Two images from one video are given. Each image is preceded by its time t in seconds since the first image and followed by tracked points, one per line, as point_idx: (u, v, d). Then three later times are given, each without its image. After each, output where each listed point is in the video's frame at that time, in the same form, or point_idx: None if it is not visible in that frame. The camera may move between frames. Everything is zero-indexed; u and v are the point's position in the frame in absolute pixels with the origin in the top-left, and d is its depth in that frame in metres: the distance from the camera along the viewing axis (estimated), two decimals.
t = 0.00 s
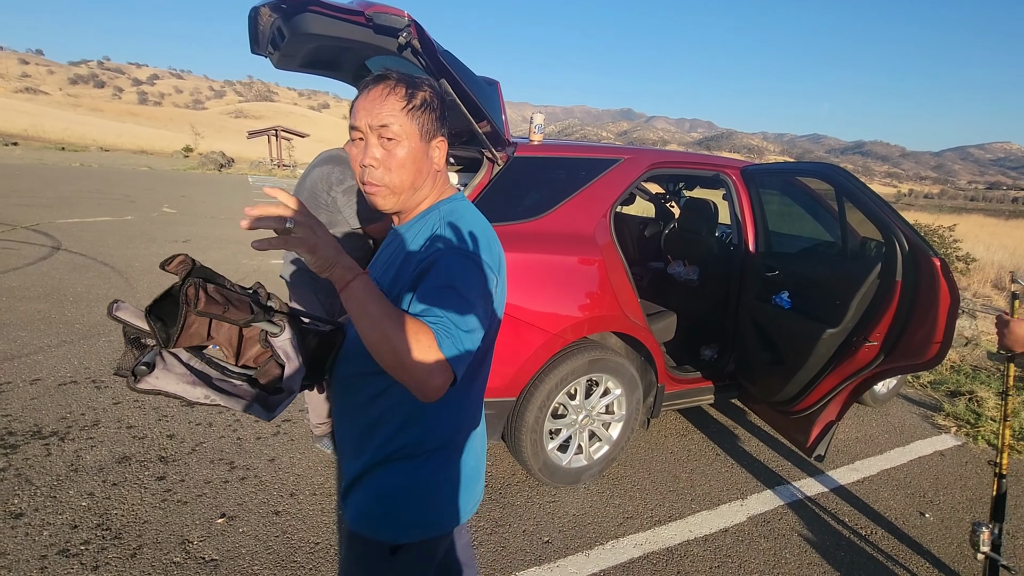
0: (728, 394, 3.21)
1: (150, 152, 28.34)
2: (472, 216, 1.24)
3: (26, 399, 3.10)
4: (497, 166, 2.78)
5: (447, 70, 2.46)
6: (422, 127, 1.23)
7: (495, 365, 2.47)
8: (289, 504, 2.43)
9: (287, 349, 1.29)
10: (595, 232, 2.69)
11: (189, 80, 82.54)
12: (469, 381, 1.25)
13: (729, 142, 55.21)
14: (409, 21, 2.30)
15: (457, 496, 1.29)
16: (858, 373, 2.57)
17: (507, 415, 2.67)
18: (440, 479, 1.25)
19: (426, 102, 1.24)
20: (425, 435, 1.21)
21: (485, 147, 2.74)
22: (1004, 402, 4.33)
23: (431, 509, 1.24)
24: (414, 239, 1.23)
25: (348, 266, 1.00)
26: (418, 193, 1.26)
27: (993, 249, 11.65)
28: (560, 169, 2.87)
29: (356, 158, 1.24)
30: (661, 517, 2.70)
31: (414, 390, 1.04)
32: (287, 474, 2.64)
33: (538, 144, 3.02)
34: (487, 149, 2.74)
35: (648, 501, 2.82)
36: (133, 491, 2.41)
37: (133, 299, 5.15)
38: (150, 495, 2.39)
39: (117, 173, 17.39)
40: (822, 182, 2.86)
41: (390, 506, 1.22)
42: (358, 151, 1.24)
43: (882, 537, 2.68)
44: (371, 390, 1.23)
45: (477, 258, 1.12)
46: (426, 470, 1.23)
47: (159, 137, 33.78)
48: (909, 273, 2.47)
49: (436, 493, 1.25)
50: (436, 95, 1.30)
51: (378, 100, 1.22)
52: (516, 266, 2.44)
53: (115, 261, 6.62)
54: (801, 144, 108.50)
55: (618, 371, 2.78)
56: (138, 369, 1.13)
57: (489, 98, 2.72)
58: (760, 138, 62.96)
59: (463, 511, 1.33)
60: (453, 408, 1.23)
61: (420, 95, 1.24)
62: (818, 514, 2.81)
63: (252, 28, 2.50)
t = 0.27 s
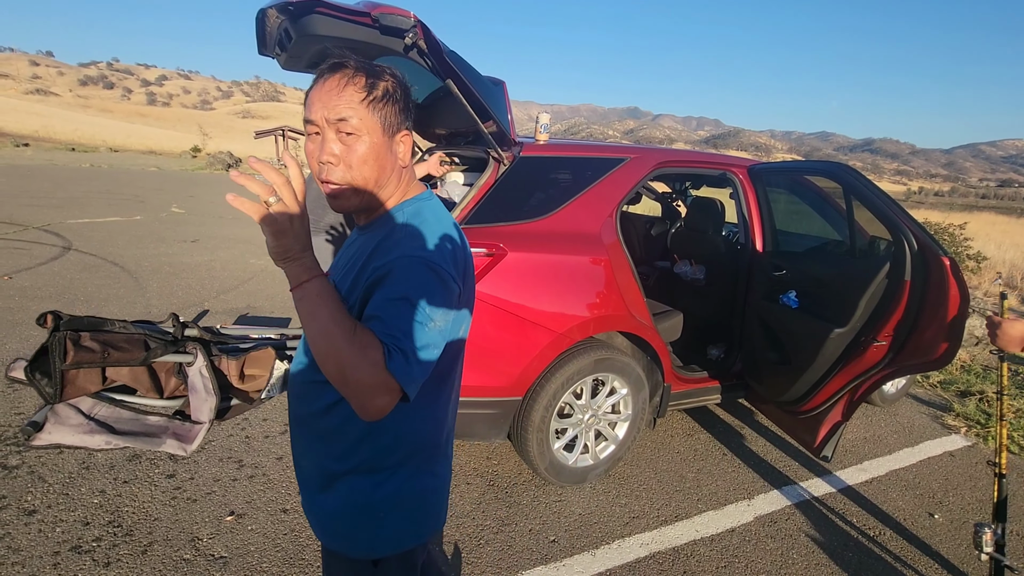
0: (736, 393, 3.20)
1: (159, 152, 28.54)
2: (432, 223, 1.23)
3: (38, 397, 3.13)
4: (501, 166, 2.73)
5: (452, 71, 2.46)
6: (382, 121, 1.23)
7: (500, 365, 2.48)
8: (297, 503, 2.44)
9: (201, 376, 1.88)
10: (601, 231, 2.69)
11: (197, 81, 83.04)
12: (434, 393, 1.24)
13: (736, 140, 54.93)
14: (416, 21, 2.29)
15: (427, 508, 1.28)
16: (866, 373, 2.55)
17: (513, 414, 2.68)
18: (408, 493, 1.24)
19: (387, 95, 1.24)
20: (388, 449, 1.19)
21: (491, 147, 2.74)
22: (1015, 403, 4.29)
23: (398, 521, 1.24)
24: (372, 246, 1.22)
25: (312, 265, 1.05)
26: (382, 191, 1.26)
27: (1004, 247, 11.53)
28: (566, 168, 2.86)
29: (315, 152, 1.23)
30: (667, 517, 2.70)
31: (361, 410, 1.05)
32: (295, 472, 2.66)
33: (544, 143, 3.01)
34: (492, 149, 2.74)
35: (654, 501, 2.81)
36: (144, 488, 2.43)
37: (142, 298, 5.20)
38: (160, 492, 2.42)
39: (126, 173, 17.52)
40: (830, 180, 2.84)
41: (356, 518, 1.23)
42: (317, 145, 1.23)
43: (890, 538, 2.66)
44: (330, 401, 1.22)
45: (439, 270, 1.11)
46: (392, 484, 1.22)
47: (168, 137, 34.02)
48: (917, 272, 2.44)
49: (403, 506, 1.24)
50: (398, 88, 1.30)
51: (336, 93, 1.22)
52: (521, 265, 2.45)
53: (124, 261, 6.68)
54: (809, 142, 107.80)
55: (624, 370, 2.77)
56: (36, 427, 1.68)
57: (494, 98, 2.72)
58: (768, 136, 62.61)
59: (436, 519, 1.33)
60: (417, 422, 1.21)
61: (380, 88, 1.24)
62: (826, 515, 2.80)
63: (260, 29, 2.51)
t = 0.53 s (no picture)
0: (751, 394, 3.18)
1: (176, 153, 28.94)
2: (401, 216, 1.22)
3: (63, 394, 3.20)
4: (516, 165, 2.75)
5: (467, 70, 2.48)
6: (335, 119, 1.22)
7: (515, 364, 2.49)
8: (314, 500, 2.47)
9: (184, 410, 1.96)
10: (616, 231, 2.68)
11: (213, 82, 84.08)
12: (406, 389, 1.23)
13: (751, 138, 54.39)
14: (431, 22, 2.31)
15: (411, 508, 1.27)
16: (885, 374, 2.52)
17: (527, 414, 2.68)
18: (387, 492, 1.24)
19: (343, 95, 1.24)
20: (360, 450, 1.19)
21: (506, 147, 2.75)
22: None
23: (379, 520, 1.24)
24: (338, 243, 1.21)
25: (262, 270, 1.07)
26: (346, 191, 1.26)
27: None
28: (582, 168, 2.85)
29: (274, 158, 1.24)
30: (682, 517, 2.68)
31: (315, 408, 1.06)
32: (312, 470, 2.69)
33: (558, 143, 3.00)
34: (507, 149, 2.75)
35: (669, 501, 2.80)
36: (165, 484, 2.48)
37: (162, 297, 5.29)
38: (181, 488, 2.46)
39: (145, 174, 17.79)
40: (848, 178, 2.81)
41: (339, 519, 1.23)
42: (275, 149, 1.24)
43: (910, 541, 2.63)
44: (304, 402, 1.23)
45: (396, 265, 1.09)
46: (370, 483, 1.22)
47: (185, 138, 34.49)
48: (940, 271, 2.41)
49: (383, 505, 1.24)
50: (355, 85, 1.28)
51: (289, 97, 1.22)
52: (536, 265, 2.45)
53: (144, 261, 6.79)
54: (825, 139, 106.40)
55: (639, 370, 2.77)
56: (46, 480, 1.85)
57: (509, 98, 2.73)
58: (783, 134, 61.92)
59: (424, 519, 1.32)
60: (392, 420, 1.20)
61: (335, 87, 1.24)
62: (844, 518, 2.77)
63: (277, 32, 2.54)
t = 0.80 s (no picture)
0: (785, 396, 3.12)
1: (213, 157, 29.79)
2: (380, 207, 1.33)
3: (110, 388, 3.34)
4: (545, 165, 2.76)
5: (497, 71, 2.49)
6: (284, 127, 1.33)
7: (545, 364, 2.49)
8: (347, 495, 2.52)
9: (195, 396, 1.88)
10: (646, 230, 2.66)
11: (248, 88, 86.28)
12: (392, 366, 1.37)
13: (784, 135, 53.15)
14: (462, 24, 2.34)
15: (400, 467, 1.43)
16: (930, 377, 2.44)
17: (557, 413, 2.68)
18: (371, 457, 1.39)
19: (288, 102, 1.32)
20: (356, 419, 1.35)
21: (535, 147, 2.76)
22: None
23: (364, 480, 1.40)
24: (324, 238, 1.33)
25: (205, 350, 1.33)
26: (306, 189, 1.37)
27: None
28: (612, 167, 2.84)
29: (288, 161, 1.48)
30: (714, 520, 2.65)
31: (315, 393, 1.23)
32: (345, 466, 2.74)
33: (588, 142, 2.99)
34: (537, 149, 2.75)
35: (700, 503, 2.77)
36: (206, 476, 2.56)
37: (201, 296, 5.46)
38: (222, 480, 2.54)
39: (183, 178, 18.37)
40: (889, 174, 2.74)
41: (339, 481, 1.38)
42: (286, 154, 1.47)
43: (955, 550, 2.54)
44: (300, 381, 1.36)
45: (376, 256, 1.21)
46: (357, 448, 1.37)
47: (221, 142, 35.47)
48: (989, 271, 2.33)
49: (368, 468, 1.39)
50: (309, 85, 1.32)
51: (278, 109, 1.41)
52: (566, 265, 2.45)
53: (184, 261, 7.02)
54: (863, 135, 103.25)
55: (669, 371, 2.74)
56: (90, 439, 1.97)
57: (538, 98, 2.74)
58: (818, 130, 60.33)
59: (407, 481, 1.48)
60: (382, 392, 1.35)
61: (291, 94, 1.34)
62: (883, 525, 2.69)
63: (312, 38, 2.60)
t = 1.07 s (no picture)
0: (811, 403, 3.06)
1: (238, 163, 30.41)
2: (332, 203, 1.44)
3: (141, 389, 3.42)
4: (567, 169, 2.76)
5: (519, 76, 2.51)
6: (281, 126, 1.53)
7: (567, 368, 2.49)
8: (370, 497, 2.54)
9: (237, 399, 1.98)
10: (668, 234, 2.65)
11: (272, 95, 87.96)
12: (341, 351, 1.48)
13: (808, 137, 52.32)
14: (484, 31, 2.36)
15: (362, 441, 1.56)
16: (963, 385, 2.37)
17: (577, 417, 2.67)
18: (336, 431, 1.52)
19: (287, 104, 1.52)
20: (313, 397, 1.50)
21: (556, 151, 2.77)
22: None
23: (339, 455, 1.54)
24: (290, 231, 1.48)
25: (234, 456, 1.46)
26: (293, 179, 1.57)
27: None
28: (634, 170, 2.83)
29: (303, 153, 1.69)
30: (737, 528, 2.61)
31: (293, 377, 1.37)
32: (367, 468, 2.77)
33: (610, 146, 2.99)
34: (558, 153, 2.76)
35: (723, 510, 2.73)
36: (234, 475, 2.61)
37: (228, 300, 5.57)
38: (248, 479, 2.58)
39: (210, 184, 18.78)
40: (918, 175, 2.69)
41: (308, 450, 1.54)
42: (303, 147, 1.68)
43: (989, 564, 2.46)
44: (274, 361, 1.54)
45: (307, 249, 1.34)
46: (322, 423, 1.51)
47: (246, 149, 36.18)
48: None
49: (339, 443, 1.53)
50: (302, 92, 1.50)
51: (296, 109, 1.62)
52: (587, 269, 2.45)
53: (211, 265, 7.18)
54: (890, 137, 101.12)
55: (691, 375, 2.71)
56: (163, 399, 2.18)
57: (560, 102, 2.75)
58: (843, 133, 59.25)
59: (379, 455, 1.59)
60: (332, 373, 1.48)
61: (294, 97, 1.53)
62: (913, 536, 2.62)
63: (337, 47, 2.66)
